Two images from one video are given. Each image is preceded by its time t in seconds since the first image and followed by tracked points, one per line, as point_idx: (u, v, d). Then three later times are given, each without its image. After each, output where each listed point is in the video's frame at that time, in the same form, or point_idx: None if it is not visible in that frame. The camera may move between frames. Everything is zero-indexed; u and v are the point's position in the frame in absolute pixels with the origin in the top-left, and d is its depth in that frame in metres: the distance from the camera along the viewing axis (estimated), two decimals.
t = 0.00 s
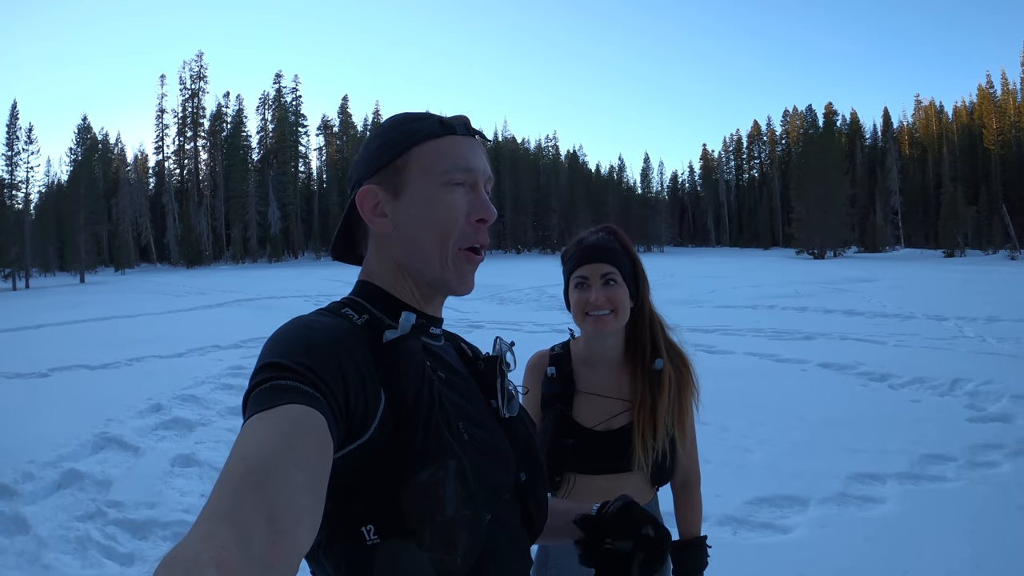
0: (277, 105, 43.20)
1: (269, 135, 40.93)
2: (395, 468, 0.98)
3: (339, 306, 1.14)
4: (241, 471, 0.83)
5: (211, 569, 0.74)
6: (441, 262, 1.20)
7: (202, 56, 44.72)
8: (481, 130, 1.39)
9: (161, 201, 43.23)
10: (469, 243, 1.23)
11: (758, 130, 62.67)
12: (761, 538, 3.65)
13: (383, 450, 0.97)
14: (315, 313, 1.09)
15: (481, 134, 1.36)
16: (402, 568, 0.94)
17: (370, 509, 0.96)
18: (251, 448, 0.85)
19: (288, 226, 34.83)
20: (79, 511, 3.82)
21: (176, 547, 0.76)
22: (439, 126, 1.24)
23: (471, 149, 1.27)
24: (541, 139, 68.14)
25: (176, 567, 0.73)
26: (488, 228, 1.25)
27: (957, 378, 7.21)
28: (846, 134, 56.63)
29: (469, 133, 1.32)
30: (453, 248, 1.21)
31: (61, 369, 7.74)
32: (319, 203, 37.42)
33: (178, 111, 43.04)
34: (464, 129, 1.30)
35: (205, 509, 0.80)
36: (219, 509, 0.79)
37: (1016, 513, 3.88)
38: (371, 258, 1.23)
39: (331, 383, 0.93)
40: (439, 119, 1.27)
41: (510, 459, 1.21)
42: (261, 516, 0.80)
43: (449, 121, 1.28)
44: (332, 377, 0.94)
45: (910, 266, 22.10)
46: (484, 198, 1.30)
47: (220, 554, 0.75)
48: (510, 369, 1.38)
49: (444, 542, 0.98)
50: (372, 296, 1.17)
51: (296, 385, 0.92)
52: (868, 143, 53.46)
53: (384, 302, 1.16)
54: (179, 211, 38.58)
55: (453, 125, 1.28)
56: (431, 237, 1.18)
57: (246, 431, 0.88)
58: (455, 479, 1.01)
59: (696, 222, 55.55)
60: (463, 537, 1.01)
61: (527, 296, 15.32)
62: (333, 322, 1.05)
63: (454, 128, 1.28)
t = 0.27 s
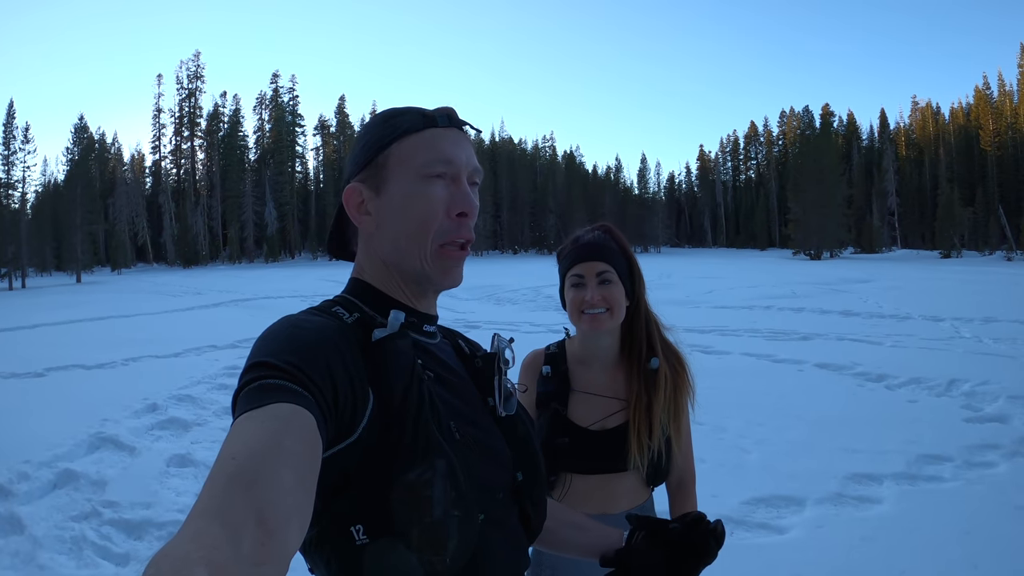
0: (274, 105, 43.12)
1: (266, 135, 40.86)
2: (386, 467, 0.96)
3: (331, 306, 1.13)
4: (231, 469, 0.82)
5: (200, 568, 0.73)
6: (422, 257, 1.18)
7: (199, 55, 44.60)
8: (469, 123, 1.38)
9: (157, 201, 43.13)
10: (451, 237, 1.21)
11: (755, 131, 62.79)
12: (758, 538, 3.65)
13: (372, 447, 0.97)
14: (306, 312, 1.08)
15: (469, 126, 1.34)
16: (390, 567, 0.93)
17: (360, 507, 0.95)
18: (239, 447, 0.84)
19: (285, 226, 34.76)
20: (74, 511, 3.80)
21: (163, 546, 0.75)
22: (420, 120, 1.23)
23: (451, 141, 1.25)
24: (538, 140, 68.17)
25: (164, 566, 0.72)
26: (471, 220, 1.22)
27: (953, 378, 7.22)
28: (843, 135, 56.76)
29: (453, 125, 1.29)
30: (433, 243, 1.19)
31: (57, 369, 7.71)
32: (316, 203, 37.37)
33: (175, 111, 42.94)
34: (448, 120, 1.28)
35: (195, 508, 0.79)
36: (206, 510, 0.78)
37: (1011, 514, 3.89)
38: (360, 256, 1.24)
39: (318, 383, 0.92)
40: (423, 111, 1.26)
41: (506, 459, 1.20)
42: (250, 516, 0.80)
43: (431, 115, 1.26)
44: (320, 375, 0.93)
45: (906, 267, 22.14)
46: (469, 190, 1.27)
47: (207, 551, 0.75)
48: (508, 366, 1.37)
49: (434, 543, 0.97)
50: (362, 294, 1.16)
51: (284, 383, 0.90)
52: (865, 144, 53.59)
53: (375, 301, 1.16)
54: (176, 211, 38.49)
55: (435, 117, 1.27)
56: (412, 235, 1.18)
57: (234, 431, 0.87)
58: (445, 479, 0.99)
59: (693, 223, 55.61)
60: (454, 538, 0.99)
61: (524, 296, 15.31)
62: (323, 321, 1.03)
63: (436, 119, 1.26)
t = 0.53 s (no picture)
0: (265, 106, 42.93)
1: (257, 136, 40.65)
2: (393, 464, 0.96)
3: (341, 306, 1.13)
4: (239, 466, 0.81)
5: (210, 563, 0.72)
6: (409, 255, 1.17)
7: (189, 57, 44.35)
8: (474, 124, 1.37)
9: (148, 203, 42.84)
10: (438, 235, 1.19)
11: (746, 131, 63.02)
12: (753, 537, 3.66)
13: (381, 447, 0.96)
14: (314, 311, 1.08)
15: (473, 128, 1.34)
16: (400, 567, 0.93)
17: (369, 502, 0.94)
18: (249, 442, 0.83)
19: (277, 227, 34.64)
20: (68, 515, 3.77)
21: (174, 538, 0.75)
22: (415, 122, 1.25)
23: (442, 138, 1.24)
24: (530, 141, 68.16)
25: (172, 560, 0.71)
26: (457, 217, 1.19)
27: (945, 376, 7.27)
28: (834, 135, 57.02)
29: (451, 124, 1.28)
30: (420, 241, 1.18)
31: (47, 372, 7.64)
32: (308, 205, 37.21)
33: (165, 112, 42.66)
34: (444, 120, 1.28)
35: (206, 501, 0.79)
36: (217, 504, 0.78)
37: (1004, 509, 3.92)
38: (365, 257, 1.27)
39: (327, 379, 0.91)
40: (420, 112, 1.27)
41: (515, 458, 1.20)
42: (260, 513, 0.79)
43: (428, 115, 1.27)
44: (327, 372, 0.93)
45: (896, 266, 22.26)
46: (462, 189, 1.26)
47: (218, 545, 0.74)
48: (517, 365, 1.37)
49: (441, 541, 0.96)
50: (370, 294, 1.16)
51: (292, 380, 0.90)
52: (855, 144, 53.81)
53: (382, 301, 1.16)
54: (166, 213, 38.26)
55: (434, 117, 1.27)
56: (397, 232, 1.17)
57: (244, 426, 0.86)
58: (452, 478, 0.98)
59: (685, 223, 55.85)
60: (460, 538, 0.99)
61: (517, 297, 15.31)
62: (331, 321, 1.03)
63: (434, 118, 1.26)
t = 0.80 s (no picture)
0: (255, 106, 42.69)
1: (247, 137, 40.42)
2: (396, 468, 0.96)
3: (342, 311, 1.12)
4: (246, 467, 0.81)
5: (216, 563, 0.72)
6: (427, 257, 1.17)
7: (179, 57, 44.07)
8: (464, 124, 1.37)
9: (137, 204, 42.54)
10: (453, 233, 1.20)
11: (737, 131, 63.23)
12: (748, 535, 3.68)
13: (383, 451, 0.96)
14: (315, 316, 1.07)
15: (464, 129, 1.35)
16: (402, 568, 0.93)
17: (371, 507, 0.94)
18: (254, 444, 0.83)
19: (267, 228, 34.47)
20: (61, 520, 3.73)
21: (180, 537, 0.75)
22: (411, 126, 1.24)
23: (444, 140, 1.25)
24: (522, 141, 68.15)
25: (179, 562, 0.71)
26: (471, 214, 1.22)
27: (936, 374, 7.33)
28: (824, 134, 57.27)
29: (445, 125, 1.29)
30: (439, 240, 1.18)
31: (37, 376, 7.57)
32: (299, 205, 37.05)
33: (154, 113, 42.36)
34: (439, 123, 1.27)
35: (212, 503, 0.78)
36: (223, 506, 0.77)
37: (995, 506, 3.96)
38: (368, 267, 1.24)
39: (330, 383, 0.91)
40: (415, 117, 1.26)
41: (519, 460, 1.20)
42: (266, 513, 0.79)
43: (422, 118, 1.26)
44: (330, 376, 0.92)
45: (886, 265, 22.39)
46: (467, 188, 1.27)
47: (224, 542, 0.74)
48: (518, 368, 1.37)
49: (444, 544, 0.96)
50: (372, 299, 1.16)
51: (296, 382, 0.90)
52: (846, 143, 54.06)
53: (384, 305, 1.16)
54: (156, 214, 37.95)
55: (428, 119, 1.26)
56: (413, 234, 1.17)
57: (248, 428, 0.86)
58: (455, 481, 0.98)
59: (676, 223, 55.94)
60: (464, 538, 0.98)
61: (510, 297, 15.31)
62: (333, 325, 1.02)
63: (428, 121, 1.26)
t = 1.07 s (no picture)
0: (252, 103, 42.59)
1: (244, 134, 40.34)
2: (388, 473, 0.95)
3: (331, 318, 1.12)
4: (238, 472, 0.80)
5: (211, 568, 0.72)
6: (419, 259, 1.17)
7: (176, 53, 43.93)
8: (438, 122, 1.36)
9: (134, 201, 42.45)
10: (442, 233, 1.21)
11: (734, 130, 63.28)
12: (745, 535, 3.69)
13: (375, 457, 0.95)
14: (305, 324, 1.07)
15: (438, 130, 1.35)
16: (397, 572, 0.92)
17: (365, 512, 0.94)
18: (247, 452, 0.82)
19: (264, 226, 34.43)
20: (57, 519, 3.72)
21: (176, 544, 0.75)
22: (390, 129, 1.22)
23: (426, 143, 1.25)
24: (519, 139, 68.13)
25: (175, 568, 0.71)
26: (460, 213, 1.23)
27: (932, 375, 7.35)
28: (822, 134, 57.33)
29: (421, 128, 1.29)
30: (430, 244, 1.19)
31: (33, 373, 7.55)
32: (296, 203, 37.00)
33: (151, 109, 42.25)
34: (416, 125, 1.27)
35: (205, 511, 0.78)
36: (219, 512, 0.77)
37: (991, 507, 3.97)
38: (354, 275, 1.21)
39: (319, 388, 0.91)
40: (391, 121, 1.25)
41: (515, 461, 1.20)
42: (259, 516, 0.78)
43: (399, 123, 1.26)
44: (320, 382, 0.92)
45: (882, 265, 22.42)
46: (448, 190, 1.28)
47: (220, 550, 0.74)
48: (513, 368, 1.37)
49: (438, 549, 0.95)
50: (361, 306, 1.15)
51: (286, 391, 0.89)
52: (843, 143, 54.12)
53: (375, 311, 1.16)
54: (153, 211, 37.83)
55: (405, 124, 1.26)
56: (406, 236, 1.16)
57: (241, 437, 0.86)
58: (448, 485, 0.97)
59: (673, 222, 55.99)
60: (459, 542, 0.98)
61: (506, 296, 15.31)
62: (322, 333, 1.02)
63: (407, 125, 1.26)
